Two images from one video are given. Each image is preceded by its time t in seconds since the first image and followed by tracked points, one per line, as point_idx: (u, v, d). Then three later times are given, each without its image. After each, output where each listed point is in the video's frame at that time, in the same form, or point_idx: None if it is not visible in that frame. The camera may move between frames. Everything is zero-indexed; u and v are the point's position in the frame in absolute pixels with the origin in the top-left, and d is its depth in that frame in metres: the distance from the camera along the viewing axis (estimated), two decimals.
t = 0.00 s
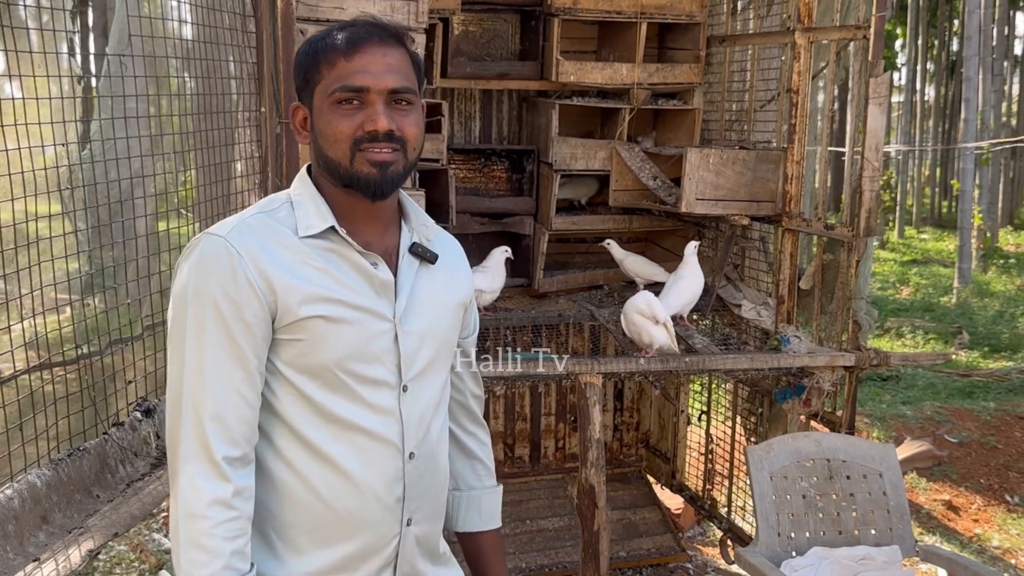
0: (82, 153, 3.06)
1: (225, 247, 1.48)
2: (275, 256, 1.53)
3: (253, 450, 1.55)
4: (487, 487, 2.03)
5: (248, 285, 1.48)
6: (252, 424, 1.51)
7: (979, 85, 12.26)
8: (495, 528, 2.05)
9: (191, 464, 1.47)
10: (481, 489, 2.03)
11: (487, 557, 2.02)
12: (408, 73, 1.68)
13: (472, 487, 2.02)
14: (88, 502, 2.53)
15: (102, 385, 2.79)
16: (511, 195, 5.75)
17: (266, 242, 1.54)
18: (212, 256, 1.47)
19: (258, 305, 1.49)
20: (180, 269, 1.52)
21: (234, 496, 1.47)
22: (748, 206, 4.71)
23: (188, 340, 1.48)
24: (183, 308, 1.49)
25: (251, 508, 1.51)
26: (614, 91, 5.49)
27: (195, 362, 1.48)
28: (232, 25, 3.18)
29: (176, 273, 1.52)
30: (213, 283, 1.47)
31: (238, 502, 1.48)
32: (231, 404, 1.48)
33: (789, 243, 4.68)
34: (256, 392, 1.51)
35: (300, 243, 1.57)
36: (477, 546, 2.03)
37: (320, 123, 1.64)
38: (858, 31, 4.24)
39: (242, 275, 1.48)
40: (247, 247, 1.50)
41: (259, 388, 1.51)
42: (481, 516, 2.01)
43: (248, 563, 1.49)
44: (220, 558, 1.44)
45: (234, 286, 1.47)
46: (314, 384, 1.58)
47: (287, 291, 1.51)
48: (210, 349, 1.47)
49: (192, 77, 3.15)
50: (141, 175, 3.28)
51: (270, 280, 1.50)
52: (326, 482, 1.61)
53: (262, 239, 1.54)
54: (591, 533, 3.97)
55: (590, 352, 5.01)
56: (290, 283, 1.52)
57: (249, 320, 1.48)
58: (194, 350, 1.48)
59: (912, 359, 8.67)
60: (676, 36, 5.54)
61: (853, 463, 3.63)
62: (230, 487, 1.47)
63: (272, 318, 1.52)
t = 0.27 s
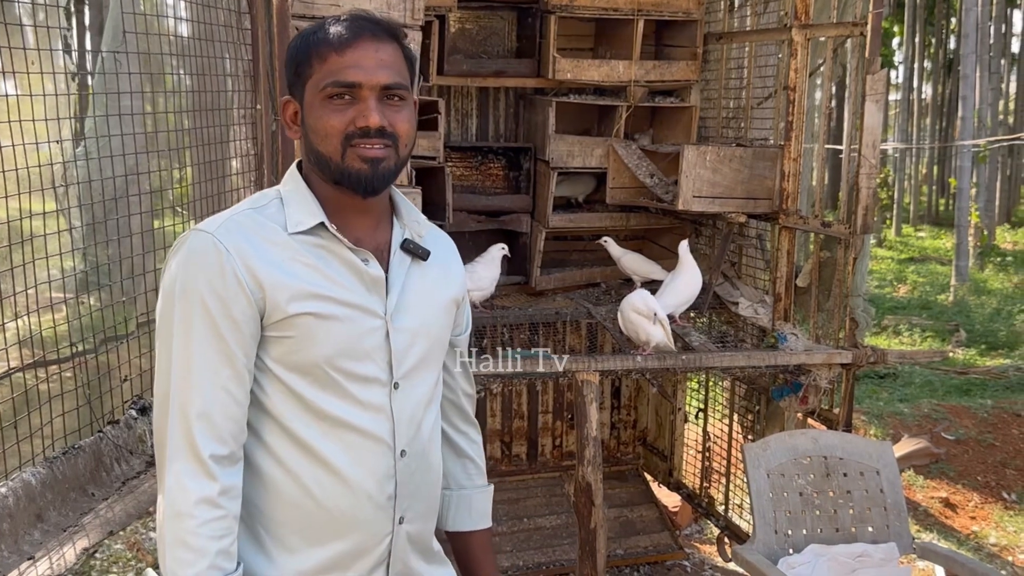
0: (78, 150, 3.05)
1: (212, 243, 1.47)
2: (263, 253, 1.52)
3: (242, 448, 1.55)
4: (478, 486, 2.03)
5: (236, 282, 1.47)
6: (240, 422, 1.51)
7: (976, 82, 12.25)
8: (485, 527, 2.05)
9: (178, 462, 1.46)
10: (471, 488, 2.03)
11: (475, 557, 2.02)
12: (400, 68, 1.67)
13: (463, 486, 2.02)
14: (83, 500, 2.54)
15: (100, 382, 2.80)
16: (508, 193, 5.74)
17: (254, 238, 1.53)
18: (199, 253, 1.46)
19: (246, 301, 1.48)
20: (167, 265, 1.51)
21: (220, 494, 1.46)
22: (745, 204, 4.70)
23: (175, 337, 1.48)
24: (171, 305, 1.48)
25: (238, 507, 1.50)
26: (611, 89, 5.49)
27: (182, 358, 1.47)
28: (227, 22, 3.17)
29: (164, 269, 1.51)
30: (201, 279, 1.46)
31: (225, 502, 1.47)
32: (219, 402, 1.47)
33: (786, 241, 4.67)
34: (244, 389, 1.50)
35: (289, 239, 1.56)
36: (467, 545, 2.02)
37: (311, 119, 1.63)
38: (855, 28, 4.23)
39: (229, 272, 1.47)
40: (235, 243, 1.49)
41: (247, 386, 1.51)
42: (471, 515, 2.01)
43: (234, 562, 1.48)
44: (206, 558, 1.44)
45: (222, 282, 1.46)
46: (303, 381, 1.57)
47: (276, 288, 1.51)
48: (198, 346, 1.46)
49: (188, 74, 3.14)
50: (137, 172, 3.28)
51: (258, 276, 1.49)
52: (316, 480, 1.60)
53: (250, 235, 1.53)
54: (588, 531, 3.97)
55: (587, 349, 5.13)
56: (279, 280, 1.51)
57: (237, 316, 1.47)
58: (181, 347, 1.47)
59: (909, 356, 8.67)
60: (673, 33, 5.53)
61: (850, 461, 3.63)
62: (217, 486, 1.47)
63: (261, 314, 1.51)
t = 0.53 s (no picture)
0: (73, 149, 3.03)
1: (205, 244, 1.46)
2: (257, 253, 1.51)
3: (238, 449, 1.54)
4: (474, 484, 2.03)
5: (230, 282, 1.46)
6: (236, 424, 1.50)
7: (973, 79, 12.25)
8: (482, 525, 2.04)
9: (174, 465, 1.46)
10: (467, 486, 2.02)
11: (473, 554, 2.01)
12: (392, 66, 1.67)
13: (459, 484, 2.02)
14: (78, 500, 2.51)
15: (97, 383, 2.79)
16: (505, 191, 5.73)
17: (248, 238, 1.52)
18: (193, 254, 1.46)
19: (240, 302, 1.47)
20: (160, 266, 1.50)
21: (217, 497, 1.46)
22: (741, 201, 4.70)
23: (169, 339, 1.47)
24: (164, 306, 1.47)
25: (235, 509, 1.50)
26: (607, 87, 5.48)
27: (177, 360, 1.46)
28: (222, 20, 3.16)
29: (157, 270, 1.51)
30: (194, 280, 1.45)
31: (221, 504, 1.47)
32: (214, 404, 1.46)
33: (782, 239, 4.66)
34: (239, 390, 1.50)
35: (283, 239, 1.56)
36: (464, 543, 2.02)
37: (303, 117, 1.62)
38: (852, 26, 4.23)
39: (223, 272, 1.46)
40: (229, 243, 1.48)
41: (242, 387, 1.50)
42: (467, 514, 2.01)
43: (231, 565, 1.48)
44: (204, 561, 1.43)
45: (216, 283, 1.46)
46: (298, 381, 1.56)
47: (270, 289, 1.50)
48: (192, 348, 1.46)
49: (185, 72, 3.13)
50: (133, 171, 3.27)
51: (252, 277, 1.49)
52: (313, 481, 1.59)
53: (244, 235, 1.52)
54: (585, 529, 3.97)
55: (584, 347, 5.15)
56: (273, 280, 1.50)
57: (232, 317, 1.46)
58: (176, 349, 1.46)
59: (906, 354, 8.67)
60: (670, 31, 5.52)
61: (847, 458, 3.62)
62: (213, 488, 1.46)
63: (255, 315, 1.50)
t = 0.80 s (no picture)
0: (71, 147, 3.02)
1: (206, 244, 1.46)
2: (258, 253, 1.51)
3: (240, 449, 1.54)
4: (473, 482, 2.02)
5: (232, 282, 1.46)
6: (239, 424, 1.50)
7: (970, 78, 12.27)
8: (480, 523, 2.04)
9: (178, 465, 1.45)
10: (465, 484, 2.02)
11: (472, 553, 2.01)
12: (392, 63, 1.67)
13: (457, 482, 2.01)
14: (76, 499, 2.51)
15: (93, 384, 2.78)
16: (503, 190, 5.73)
17: (249, 238, 1.52)
18: (193, 255, 1.45)
19: (242, 302, 1.47)
20: (161, 267, 1.50)
21: (222, 496, 1.46)
22: (739, 199, 4.70)
23: (171, 340, 1.46)
24: (165, 308, 1.46)
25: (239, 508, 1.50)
26: (605, 85, 5.48)
27: (179, 361, 1.46)
28: (220, 19, 3.16)
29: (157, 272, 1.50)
30: (196, 281, 1.45)
31: (226, 504, 1.46)
32: (217, 404, 1.46)
33: (780, 237, 4.67)
34: (242, 390, 1.49)
35: (283, 239, 1.55)
36: (464, 541, 2.01)
37: (303, 115, 1.62)
38: (849, 24, 4.23)
39: (224, 272, 1.46)
40: (230, 243, 1.48)
41: (245, 387, 1.50)
42: (467, 512, 2.01)
43: (237, 564, 1.47)
44: (211, 561, 1.43)
45: (217, 283, 1.45)
46: (301, 381, 1.56)
47: (271, 288, 1.50)
48: (194, 348, 1.45)
49: (183, 71, 3.12)
50: (131, 170, 3.25)
51: (254, 277, 1.48)
52: (315, 480, 1.59)
53: (245, 235, 1.52)
54: (583, 527, 3.97)
55: (582, 345, 5.16)
56: (274, 279, 1.50)
57: (234, 317, 1.46)
58: (178, 350, 1.46)
59: (904, 352, 8.68)
60: (667, 29, 5.52)
61: (845, 456, 3.63)
62: (217, 488, 1.46)
63: (257, 315, 1.50)
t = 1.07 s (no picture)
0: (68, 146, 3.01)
1: (210, 242, 1.46)
2: (261, 251, 1.51)
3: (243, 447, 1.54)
4: (470, 481, 2.02)
5: (235, 280, 1.46)
6: (241, 422, 1.50)
7: (966, 77, 12.28)
8: (478, 522, 2.04)
9: (181, 463, 1.45)
10: (463, 483, 2.02)
11: (469, 551, 2.02)
12: (392, 61, 1.67)
13: (454, 481, 2.01)
14: (74, 498, 2.50)
15: (85, 383, 2.75)
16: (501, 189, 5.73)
17: (252, 236, 1.52)
18: (197, 252, 1.45)
19: (245, 300, 1.47)
20: (163, 265, 1.49)
21: (225, 494, 1.46)
22: (737, 198, 4.70)
23: (174, 338, 1.46)
24: (168, 305, 1.46)
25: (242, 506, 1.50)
26: (602, 84, 5.48)
27: (182, 359, 1.45)
28: (217, 17, 3.15)
29: (160, 269, 1.50)
30: (199, 278, 1.44)
31: (230, 501, 1.47)
32: (220, 402, 1.46)
33: (778, 235, 4.67)
34: (245, 388, 1.49)
35: (285, 237, 1.55)
36: (460, 540, 2.02)
37: (304, 112, 1.61)
38: (846, 23, 4.23)
39: (228, 270, 1.46)
40: (233, 241, 1.48)
41: (248, 385, 1.50)
42: (463, 511, 2.01)
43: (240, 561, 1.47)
44: (214, 558, 1.43)
45: (221, 281, 1.45)
46: (303, 379, 1.56)
47: (275, 286, 1.49)
48: (198, 346, 1.45)
49: (179, 69, 3.11)
50: (128, 169, 3.25)
51: (257, 275, 1.48)
52: (318, 477, 1.59)
53: (247, 233, 1.51)
54: (581, 526, 3.97)
55: (580, 345, 5.16)
56: (278, 277, 1.50)
57: (237, 315, 1.46)
58: (181, 348, 1.46)
59: (901, 351, 8.69)
60: (664, 28, 5.53)
61: (843, 455, 3.63)
62: (220, 486, 1.46)
63: (260, 313, 1.50)
